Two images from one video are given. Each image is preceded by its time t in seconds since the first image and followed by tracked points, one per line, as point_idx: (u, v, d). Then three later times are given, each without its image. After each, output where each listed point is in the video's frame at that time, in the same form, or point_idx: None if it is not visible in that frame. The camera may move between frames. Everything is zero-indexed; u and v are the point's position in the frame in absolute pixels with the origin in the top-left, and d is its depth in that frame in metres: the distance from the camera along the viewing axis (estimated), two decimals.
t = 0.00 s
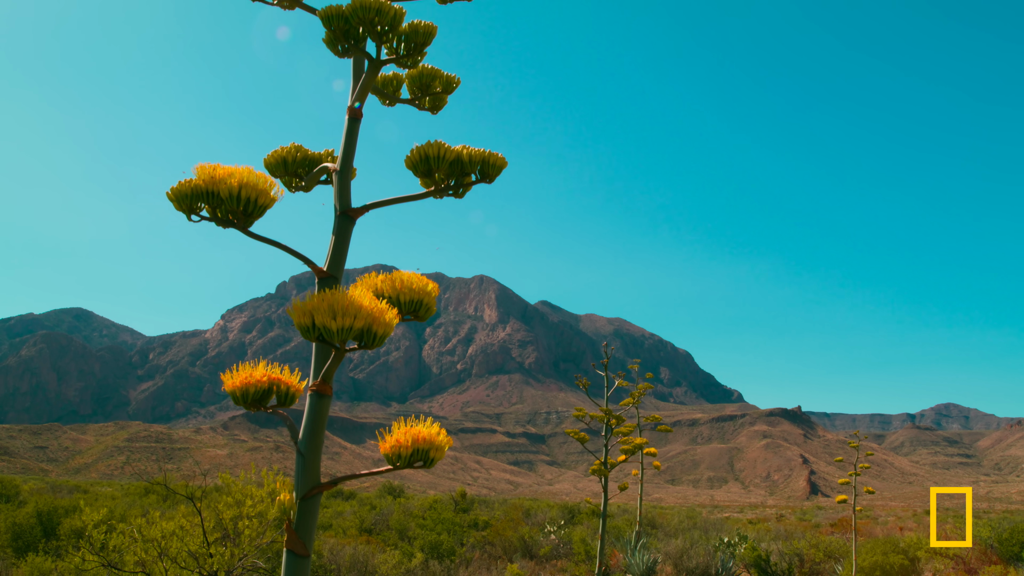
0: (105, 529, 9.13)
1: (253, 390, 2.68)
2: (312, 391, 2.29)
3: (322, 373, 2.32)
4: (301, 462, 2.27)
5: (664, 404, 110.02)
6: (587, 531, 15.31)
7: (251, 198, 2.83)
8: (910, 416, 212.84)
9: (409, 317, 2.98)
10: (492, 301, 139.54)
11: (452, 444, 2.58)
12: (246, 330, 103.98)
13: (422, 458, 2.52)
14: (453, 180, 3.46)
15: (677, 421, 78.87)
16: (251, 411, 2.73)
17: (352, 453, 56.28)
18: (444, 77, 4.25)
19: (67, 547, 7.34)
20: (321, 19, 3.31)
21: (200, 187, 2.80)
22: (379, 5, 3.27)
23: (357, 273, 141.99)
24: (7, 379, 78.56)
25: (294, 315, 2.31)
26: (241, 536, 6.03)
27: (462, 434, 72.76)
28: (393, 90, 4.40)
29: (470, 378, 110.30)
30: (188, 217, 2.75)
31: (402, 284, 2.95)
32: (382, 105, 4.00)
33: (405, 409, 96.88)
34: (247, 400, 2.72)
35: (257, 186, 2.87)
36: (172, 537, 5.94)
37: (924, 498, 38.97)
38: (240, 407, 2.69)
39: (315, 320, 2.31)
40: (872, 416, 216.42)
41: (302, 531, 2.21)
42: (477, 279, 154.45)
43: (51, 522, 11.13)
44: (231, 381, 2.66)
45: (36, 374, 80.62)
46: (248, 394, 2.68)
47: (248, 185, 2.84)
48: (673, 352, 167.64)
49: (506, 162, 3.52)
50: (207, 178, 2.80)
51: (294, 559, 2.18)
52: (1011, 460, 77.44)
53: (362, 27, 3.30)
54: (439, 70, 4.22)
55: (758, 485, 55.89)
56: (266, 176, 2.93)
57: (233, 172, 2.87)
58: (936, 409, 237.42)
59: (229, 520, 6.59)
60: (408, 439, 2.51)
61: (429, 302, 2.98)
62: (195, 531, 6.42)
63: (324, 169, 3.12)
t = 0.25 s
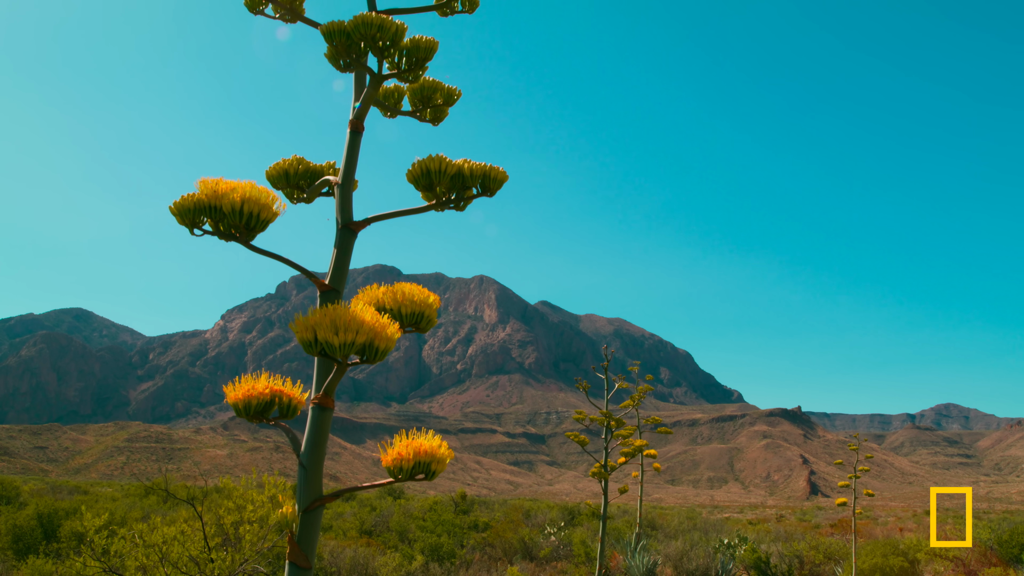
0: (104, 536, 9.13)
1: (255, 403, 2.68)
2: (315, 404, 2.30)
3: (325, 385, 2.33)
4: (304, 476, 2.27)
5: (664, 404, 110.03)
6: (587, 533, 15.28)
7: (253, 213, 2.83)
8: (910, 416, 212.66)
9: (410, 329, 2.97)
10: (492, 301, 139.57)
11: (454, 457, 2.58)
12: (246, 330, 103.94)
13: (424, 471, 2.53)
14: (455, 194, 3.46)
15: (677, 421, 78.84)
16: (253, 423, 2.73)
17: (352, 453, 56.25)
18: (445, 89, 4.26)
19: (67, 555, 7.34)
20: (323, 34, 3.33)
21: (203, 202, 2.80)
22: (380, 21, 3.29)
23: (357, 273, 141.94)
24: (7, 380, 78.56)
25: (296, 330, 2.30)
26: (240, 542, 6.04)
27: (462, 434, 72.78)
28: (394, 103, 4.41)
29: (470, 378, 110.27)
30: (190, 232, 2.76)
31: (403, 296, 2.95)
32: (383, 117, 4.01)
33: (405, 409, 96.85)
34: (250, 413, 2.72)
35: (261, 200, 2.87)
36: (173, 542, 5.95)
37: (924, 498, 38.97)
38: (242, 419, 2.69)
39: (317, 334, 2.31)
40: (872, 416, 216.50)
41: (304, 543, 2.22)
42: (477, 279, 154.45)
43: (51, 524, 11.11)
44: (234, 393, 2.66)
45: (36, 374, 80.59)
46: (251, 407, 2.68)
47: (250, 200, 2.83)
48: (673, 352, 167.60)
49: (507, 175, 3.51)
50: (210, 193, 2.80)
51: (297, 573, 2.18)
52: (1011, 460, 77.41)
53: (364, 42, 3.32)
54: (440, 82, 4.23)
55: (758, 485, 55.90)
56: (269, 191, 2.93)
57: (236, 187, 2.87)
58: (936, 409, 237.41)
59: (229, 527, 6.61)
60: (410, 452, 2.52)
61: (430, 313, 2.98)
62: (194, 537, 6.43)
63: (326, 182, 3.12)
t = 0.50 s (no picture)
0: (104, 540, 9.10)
1: (258, 414, 2.69)
2: (317, 415, 2.31)
3: (328, 399, 2.33)
4: (306, 489, 2.30)
5: (664, 404, 109.98)
6: (587, 534, 15.30)
7: (256, 226, 2.83)
8: (910, 416, 212.66)
9: (412, 340, 2.97)
10: (492, 302, 139.60)
11: (455, 469, 2.62)
12: (246, 330, 103.93)
13: (426, 484, 2.56)
14: (457, 207, 3.46)
15: (677, 422, 78.85)
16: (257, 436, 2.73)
17: (352, 454, 56.23)
18: (446, 101, 4.26)
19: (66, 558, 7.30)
20: (325, 48, 3.34)
21: (205, 215, 2.81)
22: (382, 36, 3.30)
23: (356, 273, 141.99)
24: (7, 380, 78.63)
25: (299, 344, 2.31)
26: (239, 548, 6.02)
27: (462, 434, 72.83)
28: (396, 114, 4.42)
29: (470, 378, 110.27)
30: (193, 246, 2.77)
31: (405, 309, 2.95)
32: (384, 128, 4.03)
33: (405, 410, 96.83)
34: (252, 426, 2.71)
35: (264, 214, 2.87)
36: (174, 547, 5.91)
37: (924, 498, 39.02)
38: (244, 432, 2.69)
39: (320, 349, 2.32)
40: (872, 416, 216.43)
41: (307, 554, 2.23)
42: (477, 280, 154.52)
43: (52, 527, 11.12)
44: (237, 405, 2.66)
45: (36, 375, 80.61)
46: (255, 419, 2.69)
47: (253, 214, 2.83)
48: (673, 353, 167.58)
49: (508, 189, 3.51)
50: (213, 207, 2.81)
51: None
52: (1011, 461, 77.45)
53: (365, 58, 3.35)
54: (442, 94, 4.24)
55: (758, 485, 55.94)
56: (272, 205, 2.94)
57: (238, 202, 2.88)
58: (935, 408, 237.51)
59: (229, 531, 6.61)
60: (412, 465, 2.55)
61: (433, 324, 2.96)
62: (196, 540, 6.41)
63: (329, 194, 3.16)
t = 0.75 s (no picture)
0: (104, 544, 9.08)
1: (259, 426, 2.68)
2: (319, 427, 2.32)
3: (330, 410, 2.34)
4: (308, 500, 2.31)
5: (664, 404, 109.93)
6: (587, 536, 15.28)
7: (258, 239, 2.84)
8: (910, 416, 212.68)
9: (413, 351, 2.97)
10: (492, 302, 139.60)
11: (457, 480, 2.61)
12: (247, 331, 103.90)
13: (426, 495, 2.57)
14: (459, 219, 3.47)
15: (676, 422, 78.82)
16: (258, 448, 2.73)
17: (352, 454, 56.22)
18: (448, 112, 4.27)
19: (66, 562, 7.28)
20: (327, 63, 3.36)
21: (207, 228, 2.81)
22: (383, 50, 3.32)
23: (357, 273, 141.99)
24: (7, 380, 78.70)
25: (301, 357, 2.32)
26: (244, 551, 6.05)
27: (462, 434, 72.84)
28: (396, 125, 4.44)
29: (470, 378, 110.26)
30: (196, 258, 2.77)
31: (406, 319, 2.96)
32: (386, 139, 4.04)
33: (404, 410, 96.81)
34: (253, 437, 2.71)
35: (267, 228, 2.88)
36: (175, 552, 5.88)
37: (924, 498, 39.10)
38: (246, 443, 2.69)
39: (322, 362, 2.32)
40: (873, 416, 216.43)
41: (309, 565, 2.23)
42: (477, 280, 154.60)
43: (52, 528, 11.14)
44: (239, 415, 2.67)
45: (36, 375, 80.62)
46: (256, 430, 2.68)
47: (256, 228, 2.85)
48: (673, 353, 167.58)
49: (509, 202, 3.52)
50: (215, 221, 2.81)
51: None
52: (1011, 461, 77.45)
53: (367, 72, 3.36)
54: (443, 105, 4.25)
55: (758, 485, 55.95)
56: (275, 218, 2.95)
57: (242, 215, 2.89)
58: (935, 409, 237.36)
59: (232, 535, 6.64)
60: (413, 477, 2.56)
61: (433, 336, 2.98)
62: (199, 545, 6.44)
63: (330, 206, 3.17)
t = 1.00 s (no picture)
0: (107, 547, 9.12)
1: (261, 436, 2.68)
2: (320, 439, 2.35)
3: (332, 422, 2.36)
4: (311, 509, 2.32)
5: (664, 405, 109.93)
6: (587, 537, 15.26)
7: (261, 252, 2.85)
8: (910, 417, 212.64)
9: (414, 361, 2.98)
10: (492, 302, 139.61)
11: (457, 491, 2.63)
12: (246, 331, 103.80)
13: (427, 506, 2.58)
14: (460, 230, 3.48)
15: (677, 422, 78.79)
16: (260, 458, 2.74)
17: (352, 454, 56.21)
18: (449, 122, 4.27)
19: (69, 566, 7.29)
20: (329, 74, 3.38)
21: (210, 241, 2.82)
22: (385, 64, 3.34)
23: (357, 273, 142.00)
24: (7, 380, 78.72)
25: (302, 369, 2.33)
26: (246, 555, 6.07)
27: (462, 435, 72.87)
28: (398, 135, 4.45)
29: (470, 378, 110.25)
30: (199, 270, 2.78)
31: (407, 330, 2.97)
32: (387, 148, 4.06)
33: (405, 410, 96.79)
34: (256, 447, 2.72)
35: (268, 241, 2.90)
36: (176, 557, 5.86)
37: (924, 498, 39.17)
38: (248, 453, 2.70)
39: (323, 375, 2.33)
40: (874, 416, 215.81)
41: None
42: (477, 280, 154.70)
43: (52, 530, 11.12)
44: (241, 426, 2.68)
45: (36, 375, 80.58)
46: (258, 439, 2.68)
47: (258, 240, 2.86)
48: (673, 353, 167.57)
49: (510, 213, 3.53)
50: (218, 233, 2.82)
51: None
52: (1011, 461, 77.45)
53: (369, 85, 3.38)
54: (444, 115, 4.25)
55: (758, 486, 55.96)
56: (277, 230, 2.96)
57: (245, 227, 2.90)
58: (935, 409, 237.23)
59: (234, 538, 6.67)
60: (414, 487, 2.58)
61: (433, 346, 2.99)
62: (200, 549, 6.45)
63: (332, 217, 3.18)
